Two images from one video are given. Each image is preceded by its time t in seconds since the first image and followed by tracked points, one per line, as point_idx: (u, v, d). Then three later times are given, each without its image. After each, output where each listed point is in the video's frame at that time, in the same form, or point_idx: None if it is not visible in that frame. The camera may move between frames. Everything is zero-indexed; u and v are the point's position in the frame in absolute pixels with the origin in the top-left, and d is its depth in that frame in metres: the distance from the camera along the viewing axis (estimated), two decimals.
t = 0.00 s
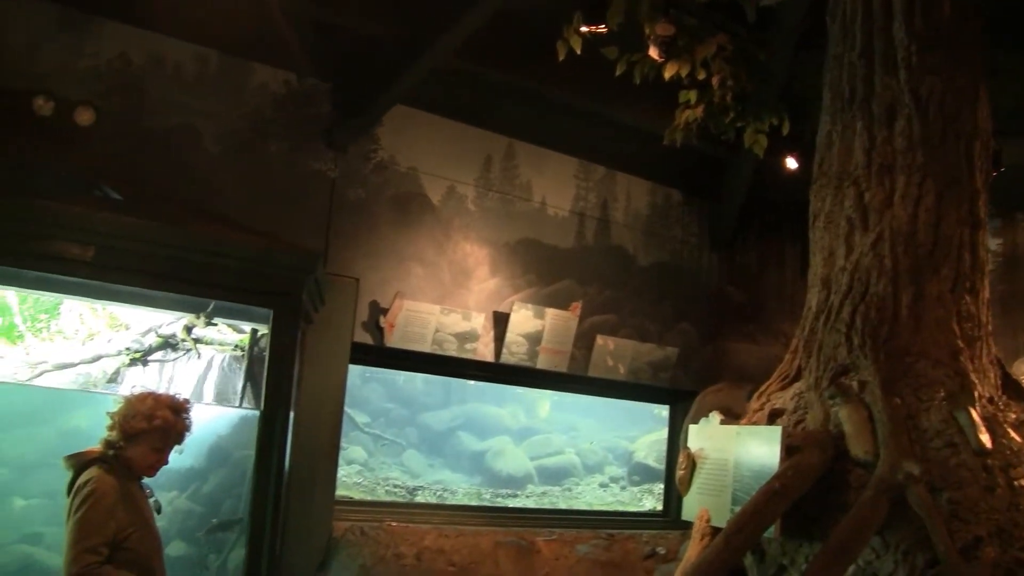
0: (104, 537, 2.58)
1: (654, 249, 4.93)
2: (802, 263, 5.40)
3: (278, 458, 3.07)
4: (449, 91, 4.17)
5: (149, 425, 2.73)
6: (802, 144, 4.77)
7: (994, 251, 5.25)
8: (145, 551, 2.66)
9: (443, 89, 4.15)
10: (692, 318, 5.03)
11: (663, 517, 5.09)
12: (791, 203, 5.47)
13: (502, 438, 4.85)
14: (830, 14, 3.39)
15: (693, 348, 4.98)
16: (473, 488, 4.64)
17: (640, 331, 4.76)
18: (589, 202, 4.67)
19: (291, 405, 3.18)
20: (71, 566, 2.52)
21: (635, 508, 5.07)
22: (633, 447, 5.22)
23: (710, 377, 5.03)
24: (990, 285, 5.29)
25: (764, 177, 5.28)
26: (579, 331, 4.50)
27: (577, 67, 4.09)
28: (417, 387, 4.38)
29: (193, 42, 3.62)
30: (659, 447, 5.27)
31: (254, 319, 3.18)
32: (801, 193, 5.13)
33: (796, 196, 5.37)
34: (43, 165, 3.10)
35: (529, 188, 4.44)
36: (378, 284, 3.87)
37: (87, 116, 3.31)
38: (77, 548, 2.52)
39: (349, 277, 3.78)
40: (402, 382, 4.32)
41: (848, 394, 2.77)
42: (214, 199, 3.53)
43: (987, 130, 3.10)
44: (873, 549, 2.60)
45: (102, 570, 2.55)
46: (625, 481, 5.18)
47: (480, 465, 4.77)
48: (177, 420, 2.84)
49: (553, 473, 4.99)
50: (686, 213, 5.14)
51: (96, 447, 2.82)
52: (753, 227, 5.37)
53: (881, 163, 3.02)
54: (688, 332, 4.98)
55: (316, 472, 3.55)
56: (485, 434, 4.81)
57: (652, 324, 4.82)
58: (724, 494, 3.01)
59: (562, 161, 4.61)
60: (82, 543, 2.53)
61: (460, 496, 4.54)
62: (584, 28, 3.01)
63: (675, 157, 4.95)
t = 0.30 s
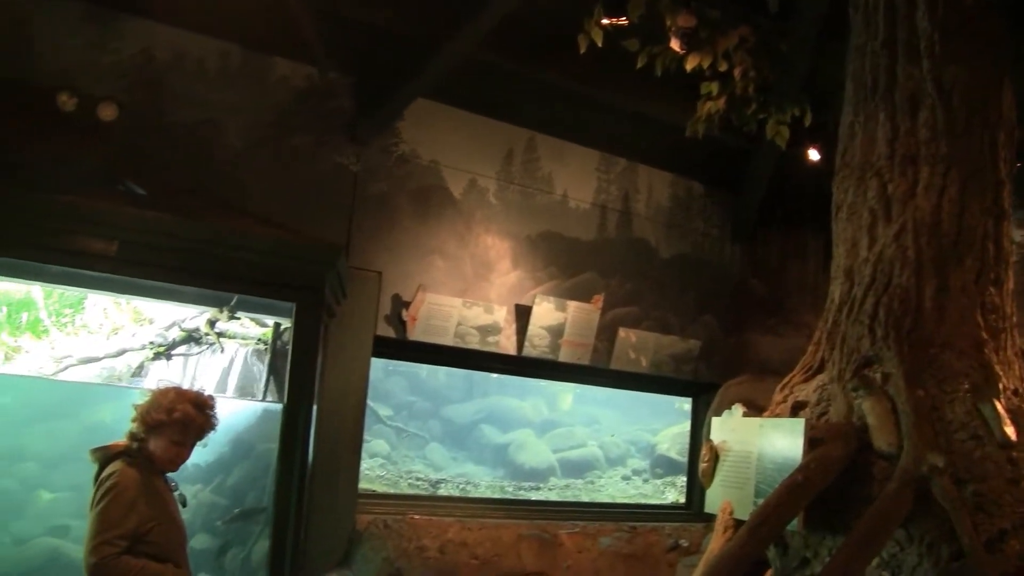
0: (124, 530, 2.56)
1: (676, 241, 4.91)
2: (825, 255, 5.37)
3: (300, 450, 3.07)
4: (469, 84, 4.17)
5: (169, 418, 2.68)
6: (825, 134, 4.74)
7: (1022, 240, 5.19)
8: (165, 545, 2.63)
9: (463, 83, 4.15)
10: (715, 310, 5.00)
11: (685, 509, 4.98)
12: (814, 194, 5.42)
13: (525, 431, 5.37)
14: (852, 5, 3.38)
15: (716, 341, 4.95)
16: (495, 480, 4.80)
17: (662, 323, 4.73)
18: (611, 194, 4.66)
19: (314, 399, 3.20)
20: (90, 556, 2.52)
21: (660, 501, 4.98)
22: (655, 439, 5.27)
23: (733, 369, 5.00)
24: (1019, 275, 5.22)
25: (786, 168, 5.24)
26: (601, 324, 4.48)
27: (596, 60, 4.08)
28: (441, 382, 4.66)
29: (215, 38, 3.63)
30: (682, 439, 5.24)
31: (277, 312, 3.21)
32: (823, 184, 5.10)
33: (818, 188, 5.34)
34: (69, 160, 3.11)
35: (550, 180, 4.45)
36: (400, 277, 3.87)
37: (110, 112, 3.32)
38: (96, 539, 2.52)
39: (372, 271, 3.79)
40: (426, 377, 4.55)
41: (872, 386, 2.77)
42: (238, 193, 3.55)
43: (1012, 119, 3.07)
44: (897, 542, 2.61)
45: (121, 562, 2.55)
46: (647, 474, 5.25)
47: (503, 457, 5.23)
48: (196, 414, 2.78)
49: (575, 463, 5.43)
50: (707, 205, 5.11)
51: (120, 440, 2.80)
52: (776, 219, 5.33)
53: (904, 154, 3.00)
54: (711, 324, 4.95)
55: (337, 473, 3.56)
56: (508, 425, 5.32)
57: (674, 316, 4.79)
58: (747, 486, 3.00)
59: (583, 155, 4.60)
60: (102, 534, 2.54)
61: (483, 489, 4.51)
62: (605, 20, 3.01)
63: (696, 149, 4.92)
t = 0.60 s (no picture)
0: (143, 525, 2.53)
1: (699, 233, 4.87)
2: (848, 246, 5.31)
3: (323, 443, 3.06)
4: (490, 77, 4.15)
5: (190, 415, 2.70)
6: (849, 125, 4.70)
7: None
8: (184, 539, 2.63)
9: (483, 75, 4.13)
10: (738, 302, 4.97)
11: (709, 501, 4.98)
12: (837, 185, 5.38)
13: (549, 424, 5.07)
14: None
15: (738, 334, 4.93)
16: (518, 473, 4.72)
17: (685, 316, 4.71)
18: (633, 187, 4.62)
19: (337, 392, 3.19)
20: (108, 550, 2.50)
21: (680, 494, 5.00)
22: (678, 432, 5.22)
23: (756, 360, 4.95)
24: None
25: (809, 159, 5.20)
26: (623, 317, 4.47)
27: (617, 52, 4.06)
28: (462, 374, 4.43)
29: (235, 32, 3.61)
30: (704, 432, 5.22)
31: (300, 306, 3.19)
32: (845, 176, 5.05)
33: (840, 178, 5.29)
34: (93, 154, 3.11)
35: (572, 173, 4.40)
36: (422, 271, 3.86)
37: (133, 108, 3.29)
38: (115, 532, 2.50)
39: (394, 265, 3.77)
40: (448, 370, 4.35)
41: (895, 378, 2.76)
42: (259, 187, 3.55)
43: None
44: (921, 535, 2.59)
45: (138, 558, 2.51)
46: (669, 467, 5.23)
47: (525, 450, 4.96)
48: (218, 412, 2.79)
49: (598, 458, 5.19)
50: (729, 197, 5.07)
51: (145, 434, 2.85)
52: (799, 210, 5.28)
53: (927, 146, 2.98)
54: (733, 316, 4.92)
55: (361, 465, 3.51)
56: (530, 420, 5.04)
57: (696, 308, 4.76)
58: (771, 479, 3.00)
59: (605, 148, 4.56)
60: (120, 528, 2.51)
61: (505, 482, 4.55)
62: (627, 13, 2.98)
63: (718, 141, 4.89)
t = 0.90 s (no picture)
0: (166, 521, 2.54)
1: (721, 226, 4.84)
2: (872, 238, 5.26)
3: (347, 434, 3.10)
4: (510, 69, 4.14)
5: (212, 410, 2.69)
6: (871, 117, 4.67)
7: None
8: (207, 534, 2.65)
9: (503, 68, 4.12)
10: (760, 295, 4.95)
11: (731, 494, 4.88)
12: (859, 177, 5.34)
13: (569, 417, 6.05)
14: None
15: (760, 327, 4.90)
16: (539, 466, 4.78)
17: (706, 309, 4.69)
18: (654, 179, 4.61)
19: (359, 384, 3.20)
20: (132, 544, 2.51)
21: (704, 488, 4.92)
22: (699, 425, 5.36)
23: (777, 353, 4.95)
24: None
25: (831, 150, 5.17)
26: (645, 309, 4.45)
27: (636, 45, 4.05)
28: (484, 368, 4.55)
29: (256, 27, 3.62)
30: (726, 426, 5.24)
31: (322, 300, 3.21)
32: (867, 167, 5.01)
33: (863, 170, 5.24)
34: (117, 150, 3.13)
35: (593, 166, 4.40)
36: (444, 264, 3.85)
37: (155, 103, 3.29)
38: (139, 528, 2.50)
39: (416, 258, 3.78)
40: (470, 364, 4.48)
41: (918, 371, 2.75)
42: (282, 181, 3.56)
43: None
44: (945, 528, 2.57)
45: (161, 554, 2.52)
46: (691, 461, 5.31)
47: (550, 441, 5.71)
48: (239, 408, 2.79)
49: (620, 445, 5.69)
50: (751, 188, 5.04)
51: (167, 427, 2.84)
52: (821, 202, 5.25)
53: (949, 137, 2.95)
54: (755, 309, 4.89)
55: (382, 460, 3.52)
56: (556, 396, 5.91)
57: (719, 302, 4.73)
58: (793, 472, 3.00)
59: (626, 139, 4.55)
60: (144, 524, 2.51)
61: (527, 475, 4.45)
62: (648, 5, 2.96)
63: (739, 135, 4.85)
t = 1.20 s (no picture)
0: (190, 515, 2.53)
1: (742, 218, 4.82)
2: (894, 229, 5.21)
3: (369, 426, 3.09)
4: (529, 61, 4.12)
5: (236, 405, 2.70)
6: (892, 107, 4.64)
7: None
8: (232, 527, 2.65)
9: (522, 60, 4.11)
10: (781, 288, 4.92)
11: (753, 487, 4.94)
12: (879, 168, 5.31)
13: (590, 409, 5.07)
14: None
15: (782, 319, 4.87)
16: (560, 458, 4.74)
17: (728, 301, 4.67)
18: (675, 171, 4.57)
19: (380, 377, 3.20)
20: (157, 540, 2.50)
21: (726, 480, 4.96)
22: (720, 418, 5.23)
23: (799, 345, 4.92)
24: None
25: (852, 140, 5.13)
26: (666, 302, 4.43)
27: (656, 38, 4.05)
28: (506, 359, 4.53)
29: (276, 20, 3.62)
30: (748, 419, 5.19)
31: (343, 294, 3.23)
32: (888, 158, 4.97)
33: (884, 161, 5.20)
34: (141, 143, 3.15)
35: (614, 158, 4.37)
36: (465, 257, 3.85)
37: (176, 97, 3.33)
38: (162, 523, 2.50)
39: (436, 251, 3.77)
40: (492, 355, 4.48)
41: (941, 362, 2.73)
42: (304, 175, 3.56)
43: None
44: (970, 519, 2.54)
45: (187, 548, 2.52)
46: (712, 453, 5.18)
47: (568, 437, 4.97)
48: (262, 403, 2.80)
49: (643, 444, 5.17)
50: (773, 181, 5.00)
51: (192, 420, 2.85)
52: (841, 193, 5.22)
53: (972, 129, 2.92)
54: (776, 302, 4.86)
55: (406, 453, 3.50)
56: (573, 406, 5.07)
57: (739, 294, 4.71)
58: (815, 465, 2.99)
59: (647, 133, 4.50)
60: (168, 518, 2.51)
61: (548, 468, 4.55)
62: None
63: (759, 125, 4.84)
